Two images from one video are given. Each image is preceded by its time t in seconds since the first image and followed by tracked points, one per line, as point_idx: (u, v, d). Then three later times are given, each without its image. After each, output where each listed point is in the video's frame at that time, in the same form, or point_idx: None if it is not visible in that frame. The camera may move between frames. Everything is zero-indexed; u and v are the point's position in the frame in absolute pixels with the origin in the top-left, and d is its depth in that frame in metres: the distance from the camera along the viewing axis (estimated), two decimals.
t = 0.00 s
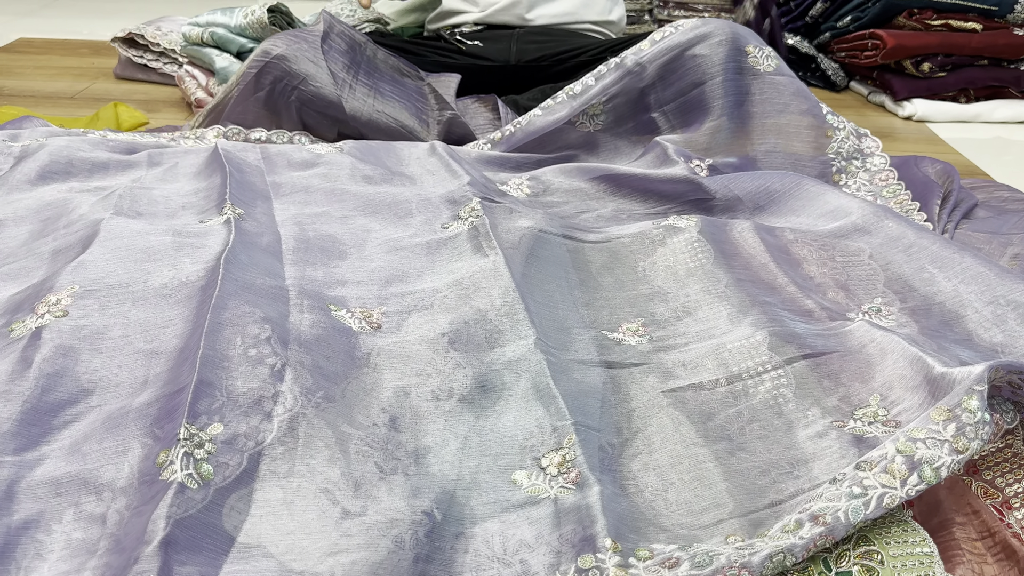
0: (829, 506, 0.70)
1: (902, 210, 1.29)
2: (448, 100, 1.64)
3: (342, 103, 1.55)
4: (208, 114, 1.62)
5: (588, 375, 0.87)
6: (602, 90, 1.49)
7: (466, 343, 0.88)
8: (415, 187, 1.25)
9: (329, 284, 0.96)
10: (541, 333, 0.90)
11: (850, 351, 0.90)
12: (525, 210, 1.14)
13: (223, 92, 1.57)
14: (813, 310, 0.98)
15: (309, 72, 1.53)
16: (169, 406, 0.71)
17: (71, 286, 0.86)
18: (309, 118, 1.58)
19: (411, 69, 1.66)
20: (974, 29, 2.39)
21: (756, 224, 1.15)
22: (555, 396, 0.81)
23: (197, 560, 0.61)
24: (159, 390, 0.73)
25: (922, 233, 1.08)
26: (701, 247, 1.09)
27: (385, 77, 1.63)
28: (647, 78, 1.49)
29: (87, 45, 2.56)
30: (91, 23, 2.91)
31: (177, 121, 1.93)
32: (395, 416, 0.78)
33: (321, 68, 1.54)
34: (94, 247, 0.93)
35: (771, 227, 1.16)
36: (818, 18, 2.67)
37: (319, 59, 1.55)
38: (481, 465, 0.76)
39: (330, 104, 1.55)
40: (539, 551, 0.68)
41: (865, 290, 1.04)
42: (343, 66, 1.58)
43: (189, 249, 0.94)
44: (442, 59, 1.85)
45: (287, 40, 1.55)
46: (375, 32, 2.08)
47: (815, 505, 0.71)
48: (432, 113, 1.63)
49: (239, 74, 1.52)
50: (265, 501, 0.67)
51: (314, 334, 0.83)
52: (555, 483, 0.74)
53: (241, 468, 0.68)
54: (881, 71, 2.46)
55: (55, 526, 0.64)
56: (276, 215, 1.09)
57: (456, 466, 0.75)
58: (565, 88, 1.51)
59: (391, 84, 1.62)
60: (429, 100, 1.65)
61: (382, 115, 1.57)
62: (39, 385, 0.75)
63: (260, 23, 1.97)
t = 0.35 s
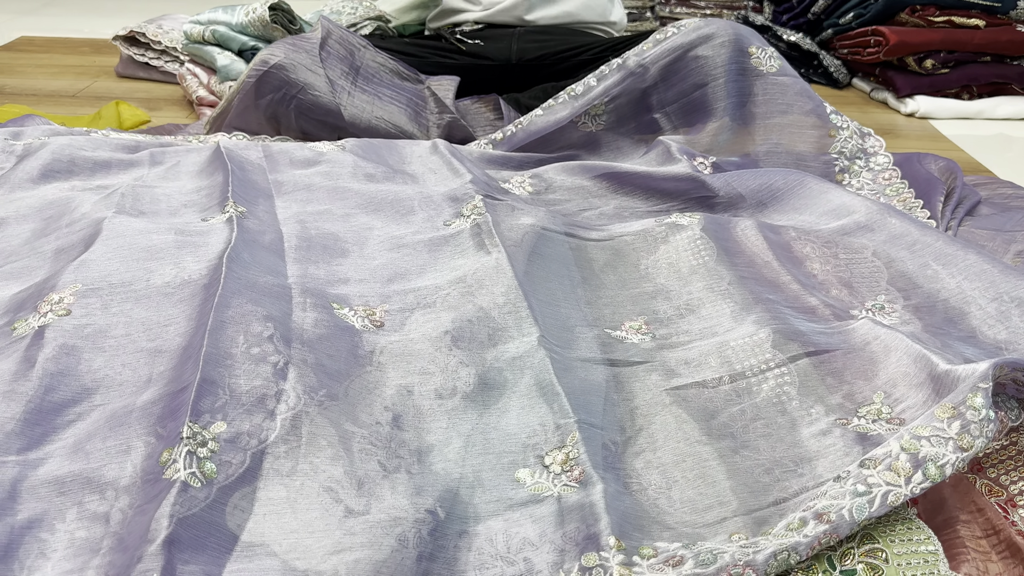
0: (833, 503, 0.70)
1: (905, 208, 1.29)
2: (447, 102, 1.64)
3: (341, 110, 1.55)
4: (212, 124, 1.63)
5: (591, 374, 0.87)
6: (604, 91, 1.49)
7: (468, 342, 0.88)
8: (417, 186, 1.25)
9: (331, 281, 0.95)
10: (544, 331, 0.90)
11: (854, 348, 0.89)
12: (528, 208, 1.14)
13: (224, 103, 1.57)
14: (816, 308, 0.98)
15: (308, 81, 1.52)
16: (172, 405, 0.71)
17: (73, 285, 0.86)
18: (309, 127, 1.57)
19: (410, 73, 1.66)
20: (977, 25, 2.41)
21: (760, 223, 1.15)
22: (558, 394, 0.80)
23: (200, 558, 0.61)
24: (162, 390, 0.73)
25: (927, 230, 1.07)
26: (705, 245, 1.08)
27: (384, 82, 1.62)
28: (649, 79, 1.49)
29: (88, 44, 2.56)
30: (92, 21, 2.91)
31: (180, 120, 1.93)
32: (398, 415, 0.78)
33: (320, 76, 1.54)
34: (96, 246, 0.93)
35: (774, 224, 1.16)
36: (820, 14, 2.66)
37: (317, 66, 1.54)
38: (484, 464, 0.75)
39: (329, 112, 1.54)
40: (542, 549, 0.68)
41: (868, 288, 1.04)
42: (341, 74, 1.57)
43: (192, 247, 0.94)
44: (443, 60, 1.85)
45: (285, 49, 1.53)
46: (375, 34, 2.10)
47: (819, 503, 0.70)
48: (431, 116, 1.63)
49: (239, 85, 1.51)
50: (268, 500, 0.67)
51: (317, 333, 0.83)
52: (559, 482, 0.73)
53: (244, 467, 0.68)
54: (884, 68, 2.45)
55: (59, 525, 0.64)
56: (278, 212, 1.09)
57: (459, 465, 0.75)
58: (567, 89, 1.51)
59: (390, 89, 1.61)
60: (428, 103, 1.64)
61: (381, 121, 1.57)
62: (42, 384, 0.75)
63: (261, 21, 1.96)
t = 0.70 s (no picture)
0: (839, 502, 0.69)
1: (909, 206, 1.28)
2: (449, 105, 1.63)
3: (340, 114, 1.55)
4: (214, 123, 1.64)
5: (594, 372, 0.87)
6: (607, 89, 1.49)
7: (470, 341, 0.87)
8: (419, 184, 1.24)
9: (333, 279, 0.95)
10: (547, 330, 0.89)
11: (858, 346, 0.89)
12: (531, 206, 1.14)
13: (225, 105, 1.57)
14: (820, 305, 0.97)
15: (307, 85, 1.52)
16: (174, 405, 0.71)
17: (75, 284, 0.86)
18: (309, 129, 1.58)
19: (410, 73, 1.64)
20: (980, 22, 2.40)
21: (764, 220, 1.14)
22: (562, 392, 0.80)
23: (203, 558, 0.61)
24: (164, 390, 0.73)
25: (932, 228, 1.07)
26: (708, 243, 1.08)
27: (384, 83, 1.61)
28: (652, 83, 1.48)
29: (90, 42, 2.55)
30: (93, 19, 2.91)
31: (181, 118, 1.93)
32: (401, 414, 0.78)
33: (320, 79, 1.54)
34: (98, 244, 0.93)
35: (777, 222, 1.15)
36: (822, 11, 2.63)
37: (317, 69, 1.54)
38: (488, 462, 0.75)
39: (329, 117, 1.55)
40: (546, 548, 0.67)
41: (872, 286, 1.03)
42: (341, 76, 1.56)
43: (194, 246, 0.94)
44: (443, 61, 1.84)
45: (285, 52, 1.52)
46: (376, 33, 2.10)
47: (824, 502, 0.70)
48: (431, 117, 1.62)
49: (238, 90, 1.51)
50: (271, 500, 0.67)
51: (320, 331, 0.83)
52: (563, 481, 0.73)
53: (247, 466, 0.68)
54: (887, 65, 2.45)
55: (61, 525, 0.64)
56: (280, 211, 1.09)
57: (463, 463, 0.74)
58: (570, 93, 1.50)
59: (391, 91, 1.60)
60: (429, 103, 1.63)
61: (381, 124, 1.57)
62: (44, 383, 0.75)
63: (261, 19, 1.96)
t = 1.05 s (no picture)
0: (842, 500, 0.69)
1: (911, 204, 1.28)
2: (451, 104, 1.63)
3: (343, 114, 1.56)
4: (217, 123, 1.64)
5: (597, 370, 0.87)
6: (609, 88, 1.49)
7: (473, 339, 0.87)
8: (421, 182, 1.24)
9: (336, 277, 0.95)
10: (550, 328, 0.89)
11: (861, 344, 0.89)
12: (533, 204, 1.14)
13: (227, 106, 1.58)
14: (823, 302, 0.97)
15: (309, 87, 1.53)
16: (178, 403, 0.71)
17: (77, 282, 0.86)
18: (311, 131, 1.58)
19: (412, 72, 1.61)
20: (982, 19, 2.38)
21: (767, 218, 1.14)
22: (565, 390, 0.80)
23: (207, 556, 0.61)
24: (168, 388, 0.73)
25: (934, 225, 1.07)
26: (711, 240, 1.08)
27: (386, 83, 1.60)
28: (655, 80, 1.48)
29: (90, 40, 2.55)
30: (92, 18, 2.90)
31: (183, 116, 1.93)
32: (404, 412, 0.78)
33: (322, 81, 1.54)
34: (101, 242, 0.93)
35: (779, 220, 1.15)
36: (824, 8, 2.62)
37: (319, 70, 1.54)
38: (491, 460, 0.75)
39: (331, 118, 1.55)
40: (550, 546, 0.67)
41: (875, 283, 1.03)
42: (342, 77, 1.56)
43: (196, 244, 0.94)
44: (444, 59, 1.83)
45: (286, 54, 1.52)
46: (376, 30, 2.09)
47: (827, 499, 0.70)
48: (433, 116, 1.61)
49: (241, 92, 1.52)
50: (275, 498, 0.67)
51: (323, 329, 0.83)
52: (566, 479, 0.73)
53: (251, 464, 0.68)
54: (889, 62, 2.44)
55: (66, 522, 0.64)
56: (283, 209, 1.09)
57: (466, 461, 0.75)
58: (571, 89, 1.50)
59: (392, 91, 1.60)
60: (431, 104, 1.62)
61: (384, 125, 1.57)
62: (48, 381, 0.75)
63: (263, 18, 1.96)
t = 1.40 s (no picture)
0: (843, 497, 0.69)
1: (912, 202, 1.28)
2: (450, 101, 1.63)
3: (343, 111, 1.55)
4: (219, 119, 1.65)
5: (598, 368, 0.87)
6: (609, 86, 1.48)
7: (474, 336, 0.87)
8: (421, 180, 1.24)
9: (336, 275, 0.95)
10: (550, 325, 0.89)
11: (862, 341, 0.89)
12: (533, 202, 1.14)
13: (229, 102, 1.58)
14: (825, 300, 0.97)
15: (309, 84, 1.52)
16: (177, 401, 0.71)
17: (77, 280, 0.86)
18: (311, 128, 1.58)
19: (413, 69, 1.61)
20: (983, 16, 2.37)
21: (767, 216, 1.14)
22: (566, 387, 0.80)
23: (207, 554, 0.61)
24: (168, 386, 0.73)
25: (935, 223, 1.07)
26: (711, 238, 1.07)
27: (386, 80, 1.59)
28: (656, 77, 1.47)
29: (91, 39, 2.55)
30: (93, 16, 2.90)
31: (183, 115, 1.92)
32: (404, 410, 0.78)
33: (322, 78, 1.53)
34: (101, 240, 0.93)
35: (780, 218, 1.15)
36: (825, 5, 2.62)
37: (318, 66, 1.53)
38: (492, 458, 0.75)
39: (330, 115, 1.55)
40: (550, 543, 0.67)
41: (876, 280, 1.03)
42: (342, 73, 1.55)
43: (197, 242, 0.94)
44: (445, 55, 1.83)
45: (286, 51, 1.52)
46: (376, 28, 2.07)
47: (828, 496, 0.70)
48: (434, 113, 1.59)
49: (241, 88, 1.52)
50: (275, 496, 0.67)
51: (323, 328, 0.83)
52: (566, 476, 0.73)
53: (251, 463, 0.68)
54: (889, 59, 2.44)
55: (66, 520, 0.64)
56: (283, 207, 1.09)
57: (466, 459, 0.74)
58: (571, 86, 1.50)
59: (393, 87, 1.59)
60: (430, 101, 1.61)
61: (382, 122, 1.56)
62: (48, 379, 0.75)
63: (263, 15, 1.96)
